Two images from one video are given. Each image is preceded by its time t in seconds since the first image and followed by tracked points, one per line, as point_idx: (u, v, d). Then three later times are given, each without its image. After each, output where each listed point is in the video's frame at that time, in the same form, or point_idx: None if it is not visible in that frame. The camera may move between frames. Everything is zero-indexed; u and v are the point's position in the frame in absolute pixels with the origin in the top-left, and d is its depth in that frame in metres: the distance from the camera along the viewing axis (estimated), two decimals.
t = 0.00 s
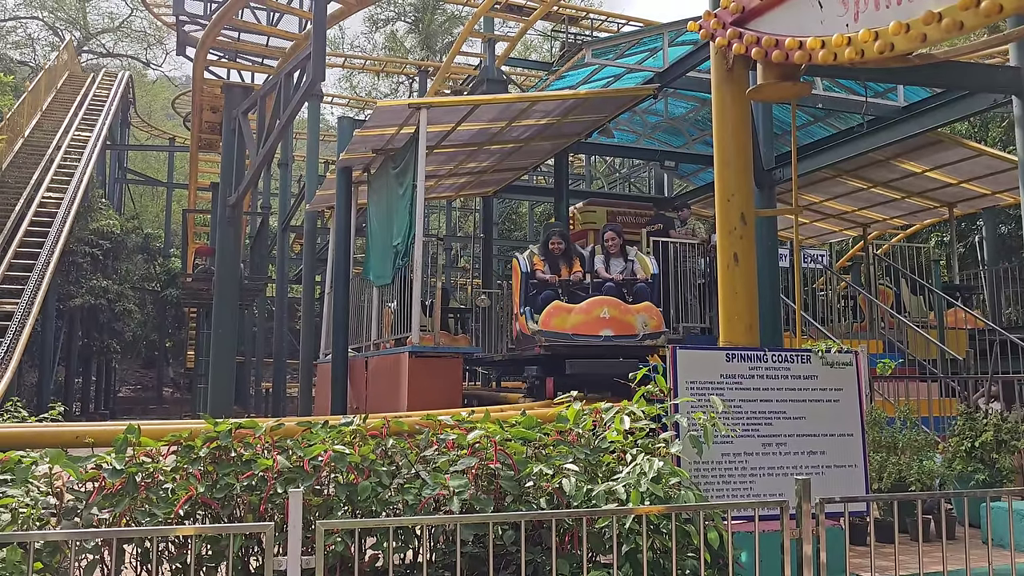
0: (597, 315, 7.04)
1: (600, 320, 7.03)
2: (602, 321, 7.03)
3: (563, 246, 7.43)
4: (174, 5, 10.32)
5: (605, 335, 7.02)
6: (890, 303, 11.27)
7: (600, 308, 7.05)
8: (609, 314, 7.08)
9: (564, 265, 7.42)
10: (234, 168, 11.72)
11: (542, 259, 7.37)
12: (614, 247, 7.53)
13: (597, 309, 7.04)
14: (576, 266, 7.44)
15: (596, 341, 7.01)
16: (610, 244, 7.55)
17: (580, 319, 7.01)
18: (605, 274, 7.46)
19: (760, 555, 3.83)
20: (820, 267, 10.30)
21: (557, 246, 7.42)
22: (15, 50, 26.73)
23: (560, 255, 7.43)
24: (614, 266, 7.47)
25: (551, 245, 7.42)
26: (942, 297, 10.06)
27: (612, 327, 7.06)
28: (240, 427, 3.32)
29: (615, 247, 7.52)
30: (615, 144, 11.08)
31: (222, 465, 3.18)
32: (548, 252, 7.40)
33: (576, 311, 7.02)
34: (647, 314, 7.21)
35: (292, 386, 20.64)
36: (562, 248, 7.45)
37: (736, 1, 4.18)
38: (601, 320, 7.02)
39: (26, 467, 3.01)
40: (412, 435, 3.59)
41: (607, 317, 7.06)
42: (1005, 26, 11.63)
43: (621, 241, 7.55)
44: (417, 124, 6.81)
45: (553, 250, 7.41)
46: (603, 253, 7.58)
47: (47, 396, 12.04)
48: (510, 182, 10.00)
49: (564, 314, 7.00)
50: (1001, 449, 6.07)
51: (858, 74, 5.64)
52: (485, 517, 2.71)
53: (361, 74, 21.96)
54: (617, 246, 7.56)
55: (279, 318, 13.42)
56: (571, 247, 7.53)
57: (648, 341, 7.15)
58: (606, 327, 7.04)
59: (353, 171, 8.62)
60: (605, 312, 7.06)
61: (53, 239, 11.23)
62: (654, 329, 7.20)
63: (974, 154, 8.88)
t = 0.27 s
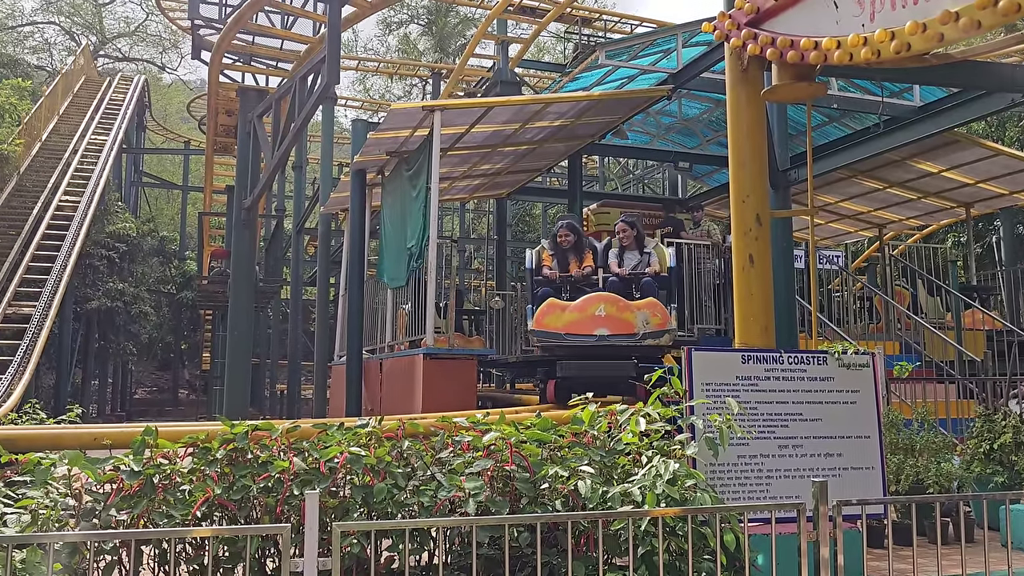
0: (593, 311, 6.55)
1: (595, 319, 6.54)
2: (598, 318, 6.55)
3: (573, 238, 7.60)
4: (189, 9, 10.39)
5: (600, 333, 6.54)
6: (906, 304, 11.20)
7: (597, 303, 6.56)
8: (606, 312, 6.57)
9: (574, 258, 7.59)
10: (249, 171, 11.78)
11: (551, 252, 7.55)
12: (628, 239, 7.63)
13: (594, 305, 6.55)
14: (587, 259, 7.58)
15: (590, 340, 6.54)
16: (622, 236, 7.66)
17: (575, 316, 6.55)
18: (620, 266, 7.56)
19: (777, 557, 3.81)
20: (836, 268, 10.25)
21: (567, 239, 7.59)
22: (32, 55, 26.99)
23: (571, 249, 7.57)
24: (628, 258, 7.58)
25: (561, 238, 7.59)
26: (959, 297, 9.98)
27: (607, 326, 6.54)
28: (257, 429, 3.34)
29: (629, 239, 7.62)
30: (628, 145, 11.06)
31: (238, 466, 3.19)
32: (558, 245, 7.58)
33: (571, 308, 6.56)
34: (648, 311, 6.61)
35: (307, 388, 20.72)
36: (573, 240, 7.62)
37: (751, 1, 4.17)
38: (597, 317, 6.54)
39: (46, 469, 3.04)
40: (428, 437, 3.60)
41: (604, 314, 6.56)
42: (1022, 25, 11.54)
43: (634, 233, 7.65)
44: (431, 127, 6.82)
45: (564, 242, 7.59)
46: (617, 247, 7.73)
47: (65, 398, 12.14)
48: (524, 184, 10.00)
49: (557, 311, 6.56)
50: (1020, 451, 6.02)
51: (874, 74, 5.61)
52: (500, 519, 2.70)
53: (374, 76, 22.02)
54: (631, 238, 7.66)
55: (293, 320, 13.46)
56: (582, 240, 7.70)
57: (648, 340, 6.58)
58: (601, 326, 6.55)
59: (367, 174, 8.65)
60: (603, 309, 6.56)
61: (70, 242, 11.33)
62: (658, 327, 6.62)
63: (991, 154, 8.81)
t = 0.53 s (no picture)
0: (576, 309, 6.48)
1: (576, 318, 6.46)
2: (581, 316, 6.44)
3: (574, 231, 7.48)
4: (207, 14, 10.46)
5: (581, 333, 6.43)
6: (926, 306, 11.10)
7: (580, 302, 6.48)
8: (588, 310, 6.45)
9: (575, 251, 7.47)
10: (266, 174, 11.85)
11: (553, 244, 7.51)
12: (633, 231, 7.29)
13: (578, 304, 6.47)
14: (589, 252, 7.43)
15: (570, 340, 6.45)
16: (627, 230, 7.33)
17: (557, 316, 6.50)
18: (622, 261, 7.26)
19: (797, 560, 3.79)
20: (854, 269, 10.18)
21: (568, 231, 7.47)
22: (53, 61, 27.28)
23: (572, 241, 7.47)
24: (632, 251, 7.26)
25: (562, 231, 7.52)
26: (980, 299, 9.88)
27: (589, 325, 6.43)
28: (276, 431, 3.35)
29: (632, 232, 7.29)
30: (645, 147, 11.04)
31: (258, 468, 3.20)
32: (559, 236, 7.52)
33: (554, 308, 6.54)
34: (636, 308, 6.38)
35: (324, 391, 20.81)
36: (575, 233, 7.50)
37: (769, 1, 4.13)
38: (579, 316, 6.45)
39: (68, 470, 3.07)
40: (446, 439, 3.61)
41: (587, 312, 6.45)
42: None
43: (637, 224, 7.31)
44: (447, 130, 6.84)
45: (566, 234, 7.50)
46: (623, 240, 7.42)
47: (85, 400, 12.25)
48: (540, 186, 10.00)
49: (541, 311, 6.56)
50: None
51: (893, 74, 5.57)
52: (519, 521, 2.71)
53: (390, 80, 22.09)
54: (636, 231, 7.32)
55: (311, 323, 13.53)
56: (589, 233, 7.54)
57: (633, 339, 6.34)
58: (583, 325, 6.44)
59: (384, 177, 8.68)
60: (587, 307, 6.45)
61: (91, 246, 11.44)
62: (644, 326, 6.35)
63: (1012, 154, 8.73)
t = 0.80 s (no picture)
0: (542, 310, 5.77)
1: (542, 317, 5.75)
2: (548, 317, 5.73)
3: (565, 224, 6.48)
4: (228, 20, 10.55)
5: (546, 335, 5.72)
6: (951, 308, 11.00)
7: (546, 302, 5.78)
8: (557, 310, 5.73)
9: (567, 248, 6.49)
10: (288, 178, 11.92)
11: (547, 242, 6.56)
12: (623, 224, 6.12)
13: (545, 302, 5.78)
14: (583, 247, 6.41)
15: (535, 342, 5.74)
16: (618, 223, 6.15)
17: (525, 315, 5.84)
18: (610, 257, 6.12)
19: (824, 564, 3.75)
20: (877, 271, 10.10)
21: (560, 227, 6.50)
22: (77, 68, 27.61)
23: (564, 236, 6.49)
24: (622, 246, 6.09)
25: (554, 225, 6.53)
26: (1006, 301, 9.77)
27: (555, 325, 5.69)
28: (300, 434, 3.38)
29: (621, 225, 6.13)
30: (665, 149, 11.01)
31: (281, 471, 3.21)
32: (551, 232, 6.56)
33: (524, 307, 5.89)
34: (605, 305, 5.57)
35: (345, 394, 20.89)
36: (568, 226, 6.51)
37: (790, 2, 4.12)
38: (544, 317, 5.74)
39: (95, 472, 3.09)
40: (468, 442, 3.62)
41: (554, 312, 5.72)
42: None
43: (625, 217, 6.13)
44: (467, 133, 6.84)
45: (558, 229, 6.53)
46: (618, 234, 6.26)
47: (110, 403, 12.37)
48: (560, 189, 9.99)
49: (511, 311, 5.93)
50: None
51: (917, 75, 5.52)
52: (540, 525, 2.71)
53: (410, 84, 22.17)
54: (628, 223, 6.13)
55: (332, 326, 13.59)
56: (584, 226, 6.53)
57: (601, 339, 5.53)
58: (550, 326, 5.72)
59: (404, 180, 8.71)
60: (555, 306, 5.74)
61: (115, 250, 11.55)
62: (613, 325, 5.53)
63: None
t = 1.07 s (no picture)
0: (498, 310, 4.98)
1: (496, 319, 4.97)
2: (503, 317, 4.95)
3: (550, 220, 6.12)
4: (255, 26, 10.66)
5: (499, 337, 4.92)
6: (983, 310, 10.86)
7: (502, 301, 4.99)
8: (512, 310, 4.95)
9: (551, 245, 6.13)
10: (314, 183, 12.01)
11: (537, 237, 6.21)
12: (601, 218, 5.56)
13: (500, 302, 5.01)
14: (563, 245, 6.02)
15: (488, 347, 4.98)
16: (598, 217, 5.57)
17: (480, 317, 5.07)
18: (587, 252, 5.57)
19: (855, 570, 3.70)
20: (907, 273, 9.98)
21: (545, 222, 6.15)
22: (107, 75, 28.00)
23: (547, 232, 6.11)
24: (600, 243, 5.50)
25: (539, 219, 6.17)
26: None
27: (507, 327, 4.91)
28: (328, 437, 3.41)
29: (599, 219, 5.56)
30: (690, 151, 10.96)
31: (310, 474, 3.23)
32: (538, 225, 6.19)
33: (482, 308, 5.11)
34: (558, 304, 4.82)
35: (371, 397, 20.99)
36: (555, 221, 6.14)
37: (818, 2, 4.08)
38: (499, 318, 4.97)
39: (128, 475, 3.11)
40: (495, 445, 3.63)
41: (510, 312, 4.93)
42: None
43: (602, 210, 5.54)
44: (492, 136, 6.86)
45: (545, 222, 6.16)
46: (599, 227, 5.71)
47: (140, 406, 12.51)
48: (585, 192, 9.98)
49: (472, 314, 5.17)
50: None
51: (947, 74, 5.45)
52: (568, 529, 2.70)
53: (434, 88, 22.27)
54: (607, 214, 5.56)
55: (358, 330, 13.67)
56: (572, 220, 6.16)
57: (551, 343, 4.77)
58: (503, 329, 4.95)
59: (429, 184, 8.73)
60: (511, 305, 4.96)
61: (144, 254, 11.69)
62: (566, 326, 4.76)
63: None
